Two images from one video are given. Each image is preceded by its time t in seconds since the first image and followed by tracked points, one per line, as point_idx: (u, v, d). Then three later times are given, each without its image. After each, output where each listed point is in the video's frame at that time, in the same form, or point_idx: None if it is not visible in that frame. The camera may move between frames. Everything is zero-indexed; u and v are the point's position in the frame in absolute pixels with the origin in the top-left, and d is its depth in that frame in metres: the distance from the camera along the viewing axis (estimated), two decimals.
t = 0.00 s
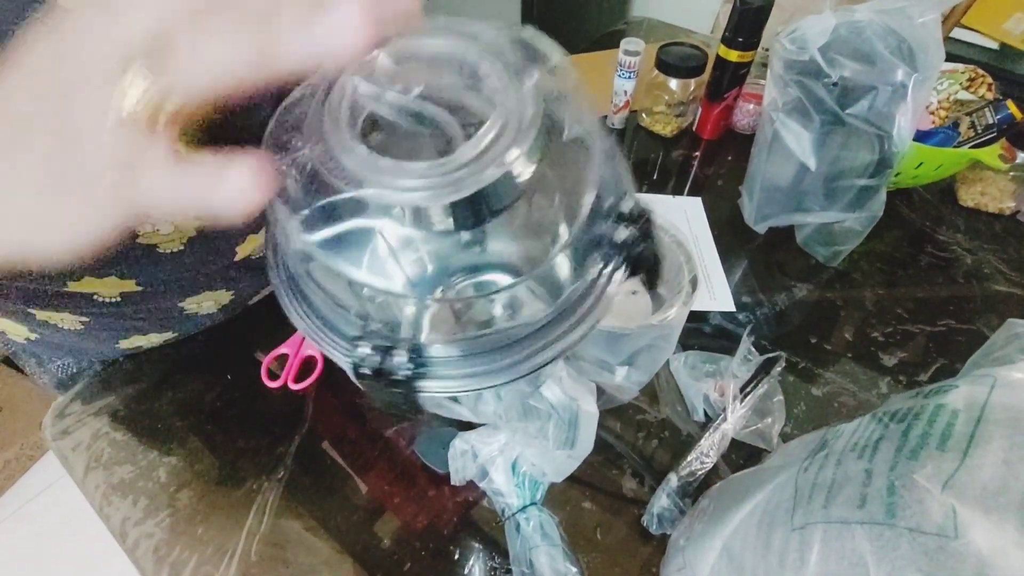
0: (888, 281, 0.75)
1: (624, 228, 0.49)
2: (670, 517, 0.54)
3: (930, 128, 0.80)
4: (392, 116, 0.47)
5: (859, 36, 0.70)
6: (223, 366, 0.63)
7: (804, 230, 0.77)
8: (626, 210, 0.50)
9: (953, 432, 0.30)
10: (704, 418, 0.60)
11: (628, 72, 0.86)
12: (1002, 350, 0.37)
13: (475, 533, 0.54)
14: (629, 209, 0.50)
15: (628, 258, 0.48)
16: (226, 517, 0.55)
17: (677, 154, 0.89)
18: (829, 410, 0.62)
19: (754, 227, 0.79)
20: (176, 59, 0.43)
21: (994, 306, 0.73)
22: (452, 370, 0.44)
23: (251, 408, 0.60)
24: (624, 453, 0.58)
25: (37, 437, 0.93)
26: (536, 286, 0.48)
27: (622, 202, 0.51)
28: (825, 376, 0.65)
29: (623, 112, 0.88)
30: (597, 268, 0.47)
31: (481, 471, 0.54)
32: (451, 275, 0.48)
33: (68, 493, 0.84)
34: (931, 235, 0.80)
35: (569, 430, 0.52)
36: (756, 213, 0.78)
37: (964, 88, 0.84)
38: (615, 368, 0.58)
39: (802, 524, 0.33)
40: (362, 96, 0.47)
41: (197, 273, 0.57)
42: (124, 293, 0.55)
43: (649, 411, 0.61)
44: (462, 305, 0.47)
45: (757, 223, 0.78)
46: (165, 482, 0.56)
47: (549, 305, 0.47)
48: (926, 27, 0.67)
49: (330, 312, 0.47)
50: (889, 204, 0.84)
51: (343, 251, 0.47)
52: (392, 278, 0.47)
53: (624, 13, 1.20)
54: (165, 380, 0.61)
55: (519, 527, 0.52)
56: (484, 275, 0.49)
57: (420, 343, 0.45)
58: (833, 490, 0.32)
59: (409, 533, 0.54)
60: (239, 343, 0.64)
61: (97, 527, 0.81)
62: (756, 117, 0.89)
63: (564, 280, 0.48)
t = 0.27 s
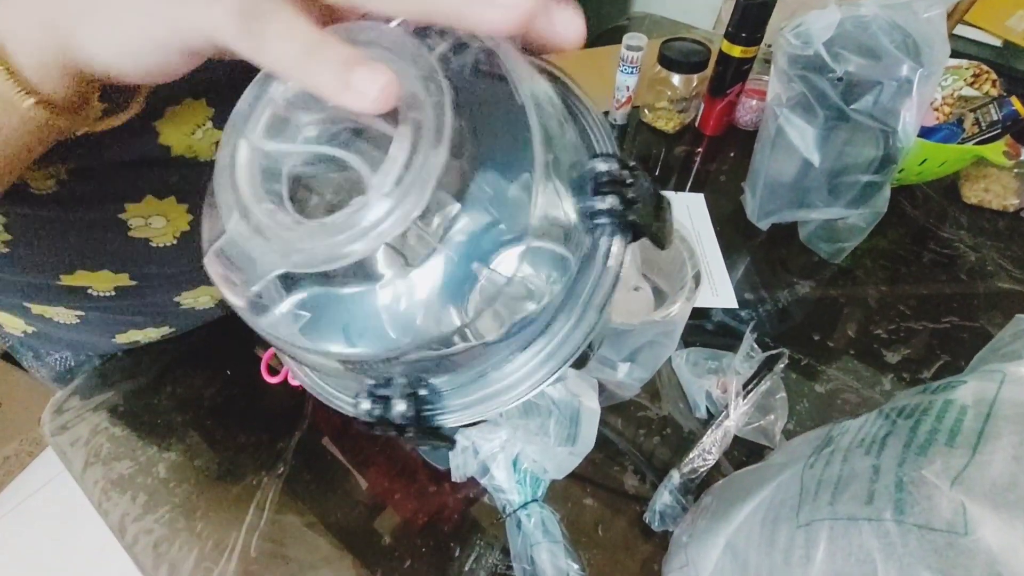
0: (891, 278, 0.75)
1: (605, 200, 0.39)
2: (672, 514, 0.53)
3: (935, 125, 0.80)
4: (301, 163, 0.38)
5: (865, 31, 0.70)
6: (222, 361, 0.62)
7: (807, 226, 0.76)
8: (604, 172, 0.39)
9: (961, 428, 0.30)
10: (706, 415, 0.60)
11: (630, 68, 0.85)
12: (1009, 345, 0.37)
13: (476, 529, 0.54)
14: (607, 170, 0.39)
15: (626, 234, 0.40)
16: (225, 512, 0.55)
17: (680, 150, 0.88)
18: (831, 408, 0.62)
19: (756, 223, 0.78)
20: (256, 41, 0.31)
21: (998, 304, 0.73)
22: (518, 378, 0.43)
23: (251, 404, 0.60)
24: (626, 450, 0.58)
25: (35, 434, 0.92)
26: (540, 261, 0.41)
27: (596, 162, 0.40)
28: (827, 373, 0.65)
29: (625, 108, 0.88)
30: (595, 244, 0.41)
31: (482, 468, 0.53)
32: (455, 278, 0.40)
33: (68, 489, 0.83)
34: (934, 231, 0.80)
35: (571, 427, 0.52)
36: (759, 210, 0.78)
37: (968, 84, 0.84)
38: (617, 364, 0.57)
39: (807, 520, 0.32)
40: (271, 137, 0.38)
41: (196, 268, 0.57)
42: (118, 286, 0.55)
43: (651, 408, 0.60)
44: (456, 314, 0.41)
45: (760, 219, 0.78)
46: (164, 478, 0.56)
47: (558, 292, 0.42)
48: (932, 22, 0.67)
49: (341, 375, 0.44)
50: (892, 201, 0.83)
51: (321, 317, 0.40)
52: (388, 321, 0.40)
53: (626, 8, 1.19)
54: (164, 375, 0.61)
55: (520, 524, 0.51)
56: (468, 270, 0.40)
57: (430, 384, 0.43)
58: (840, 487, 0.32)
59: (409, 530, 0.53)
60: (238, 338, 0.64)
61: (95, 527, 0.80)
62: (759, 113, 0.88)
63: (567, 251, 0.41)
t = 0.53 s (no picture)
0: (892, 274, 0.74)
1: (624, 234, 0.44)
2: (672, 511, 0.53)
3: (937, 121, 0.79)
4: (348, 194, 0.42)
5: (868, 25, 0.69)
6: (221, 357, 0.62)
7: (808, 222, 0.76)
8: (626, 213, 0.45)
9: (965, 423, 0.30)
10: (707, 412, 0.60)
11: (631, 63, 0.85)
12: (1013, 341, 0.36)
13: (475, 526, 0.53)
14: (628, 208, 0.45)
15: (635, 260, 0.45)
16: (224, 509, 0.54)
17: (681, 146, 0.88)
18: (832, 404, 0.62)
19: (758, 220, 0.78)
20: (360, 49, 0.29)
21: (999, 301, 0.72)
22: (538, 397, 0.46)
23: (249, 400, 0.60)
24: (625, 447, 0.57)
25: (34, 430, 0.92)
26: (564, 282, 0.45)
27: (620, 202, 0.46)
28: (828, 370, 0.65)
29: (626, 104, 0.87)
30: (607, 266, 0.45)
31: (481, 464, 0.53)
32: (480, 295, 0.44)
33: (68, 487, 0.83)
34: (936, 228, 0.79)
35: (571, 421, 0.52)
36: (761, 206, 0.77)
37: (970, 80, 0.83)
38: (618, 361, 0.56)
39: (808, 517, 0.32)
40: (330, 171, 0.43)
41: (195, 263, 0.57)
42: (120, 278, 0.54)
43: (651, 404, 0.60)
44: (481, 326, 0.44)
45: (761, 215, 0.77)
46: (163, 474, 0.56)
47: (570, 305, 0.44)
48: (935, 17, 0.67)
49: (376, 384, 0.46)
50: (894, 197, 0.83)
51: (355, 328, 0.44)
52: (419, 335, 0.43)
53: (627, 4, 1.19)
54: (163, 370, 0.61)
55: (520, 520, 0.51)
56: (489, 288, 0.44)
57: (464, 397, 0.43)
58: (842, 483, 0.32)
59: (408, 526, 0.53)
60: (237, 334, 0.64)
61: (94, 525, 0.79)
62: (760, 109, 0.88)
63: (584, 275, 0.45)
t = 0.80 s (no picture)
0: (892, 270, 0.74)
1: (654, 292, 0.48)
2: (671, 505, 0.53)
3: (939, 115, 0.79)
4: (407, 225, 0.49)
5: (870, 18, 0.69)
6: (220, 351, 0.62)
7: (809, 217, 0.75)
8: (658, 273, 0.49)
9: (965, 415, 0.30)
10: (707, 406, 0.60)
11: (632, 57, 0.84)
12: (1014, 335, 0.36)
13: (475, 520, 0.53)
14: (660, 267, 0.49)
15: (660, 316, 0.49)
16: (223, 503, 0.54)
17: (681, 141, 0.87)
18: (832, 399, 0.62)
19: (759, 215, 0.77)
20: (410, 172, 0.32)
21: (1000, 296, 0.72)
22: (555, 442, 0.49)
23: (248, 394, 0.60)
24: (625, 441, 0.57)
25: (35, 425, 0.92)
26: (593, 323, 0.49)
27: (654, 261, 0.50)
28: (827, 365, 0.65)
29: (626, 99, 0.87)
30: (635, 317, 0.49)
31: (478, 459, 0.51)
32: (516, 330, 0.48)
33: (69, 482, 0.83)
34: (937, 223, 0.79)
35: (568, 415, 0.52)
36: (761, 200, 0.77)
37: (972, 74, 0.83)
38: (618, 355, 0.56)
39: (807, 510, 0.32)
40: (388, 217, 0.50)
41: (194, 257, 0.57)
42: (119, 273, 0.54)
43: (650, 399, 0.60)
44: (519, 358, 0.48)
45: (761, 211, 0.77)
46: (162, 469, 0.56)
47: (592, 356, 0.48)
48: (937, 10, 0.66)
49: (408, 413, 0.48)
50: (894, 193, 0.83)
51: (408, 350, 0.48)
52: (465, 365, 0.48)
53: None
54: (162, 365, 0.61)
55: (519, 514, 0.51)
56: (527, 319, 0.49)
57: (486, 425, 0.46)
58: (841, 476, 0.32)
59: (408, 521, 0.53)
60: (238, 328, 0.64)
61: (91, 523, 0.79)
62: (761, 104, 0.87)
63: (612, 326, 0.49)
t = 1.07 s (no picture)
0: (895, 261, 0.74)
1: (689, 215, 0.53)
2: (672, 494, 0.53)
3: (943, 106, 0.79)
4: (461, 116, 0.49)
5: (874, 7, 0.68)
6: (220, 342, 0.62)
7: (812, 207, 0.75)
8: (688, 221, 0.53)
9: (970, 399, 0.30)
10: (708, 396, 0.60)
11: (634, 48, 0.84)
12: (1016, 322, 0.36)
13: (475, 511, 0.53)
14: (695, 194, 0.55)
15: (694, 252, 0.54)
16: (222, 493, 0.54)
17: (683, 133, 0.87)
18: (833, 390, 0.62)
19: (760, 206, 0.77)
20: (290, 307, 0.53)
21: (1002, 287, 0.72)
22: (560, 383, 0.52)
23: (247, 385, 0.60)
24: (626, 431, 0.57)
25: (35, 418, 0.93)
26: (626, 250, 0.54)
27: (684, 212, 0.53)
28: (829, 356, 0.65)
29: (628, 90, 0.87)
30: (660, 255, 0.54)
31: (481, 448, 0.53)
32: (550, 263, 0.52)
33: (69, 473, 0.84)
34: (940, 215, 0.79)
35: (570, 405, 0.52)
36: (763, 191, 0.76)
37: (977, 65, 0.82)
38: (620, 345, 0.55)
39: (809, 496, 0.32)
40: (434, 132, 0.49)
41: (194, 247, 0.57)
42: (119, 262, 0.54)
43: (651, 390, 0.60)
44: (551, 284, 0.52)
45: (763, 201, 0.77)
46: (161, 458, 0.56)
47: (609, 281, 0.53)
48: None
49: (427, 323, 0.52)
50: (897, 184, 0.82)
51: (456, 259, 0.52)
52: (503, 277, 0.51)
53: None
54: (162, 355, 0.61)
55: (519, 504, 0.51)
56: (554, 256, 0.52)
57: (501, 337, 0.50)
58: (844, 460, 0.32)
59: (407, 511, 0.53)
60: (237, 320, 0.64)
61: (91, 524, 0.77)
62: (763, 95, 0.87)
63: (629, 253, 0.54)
